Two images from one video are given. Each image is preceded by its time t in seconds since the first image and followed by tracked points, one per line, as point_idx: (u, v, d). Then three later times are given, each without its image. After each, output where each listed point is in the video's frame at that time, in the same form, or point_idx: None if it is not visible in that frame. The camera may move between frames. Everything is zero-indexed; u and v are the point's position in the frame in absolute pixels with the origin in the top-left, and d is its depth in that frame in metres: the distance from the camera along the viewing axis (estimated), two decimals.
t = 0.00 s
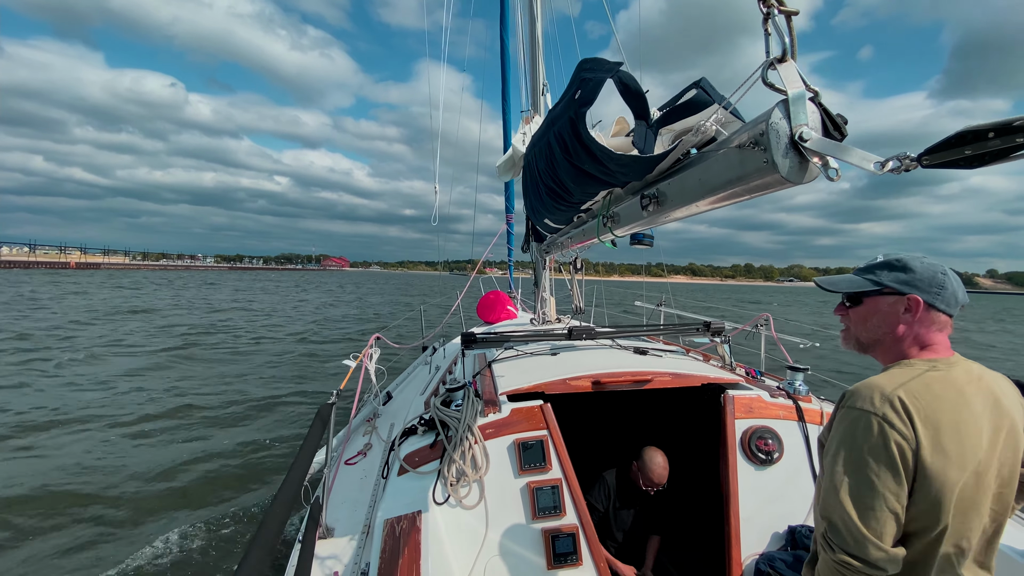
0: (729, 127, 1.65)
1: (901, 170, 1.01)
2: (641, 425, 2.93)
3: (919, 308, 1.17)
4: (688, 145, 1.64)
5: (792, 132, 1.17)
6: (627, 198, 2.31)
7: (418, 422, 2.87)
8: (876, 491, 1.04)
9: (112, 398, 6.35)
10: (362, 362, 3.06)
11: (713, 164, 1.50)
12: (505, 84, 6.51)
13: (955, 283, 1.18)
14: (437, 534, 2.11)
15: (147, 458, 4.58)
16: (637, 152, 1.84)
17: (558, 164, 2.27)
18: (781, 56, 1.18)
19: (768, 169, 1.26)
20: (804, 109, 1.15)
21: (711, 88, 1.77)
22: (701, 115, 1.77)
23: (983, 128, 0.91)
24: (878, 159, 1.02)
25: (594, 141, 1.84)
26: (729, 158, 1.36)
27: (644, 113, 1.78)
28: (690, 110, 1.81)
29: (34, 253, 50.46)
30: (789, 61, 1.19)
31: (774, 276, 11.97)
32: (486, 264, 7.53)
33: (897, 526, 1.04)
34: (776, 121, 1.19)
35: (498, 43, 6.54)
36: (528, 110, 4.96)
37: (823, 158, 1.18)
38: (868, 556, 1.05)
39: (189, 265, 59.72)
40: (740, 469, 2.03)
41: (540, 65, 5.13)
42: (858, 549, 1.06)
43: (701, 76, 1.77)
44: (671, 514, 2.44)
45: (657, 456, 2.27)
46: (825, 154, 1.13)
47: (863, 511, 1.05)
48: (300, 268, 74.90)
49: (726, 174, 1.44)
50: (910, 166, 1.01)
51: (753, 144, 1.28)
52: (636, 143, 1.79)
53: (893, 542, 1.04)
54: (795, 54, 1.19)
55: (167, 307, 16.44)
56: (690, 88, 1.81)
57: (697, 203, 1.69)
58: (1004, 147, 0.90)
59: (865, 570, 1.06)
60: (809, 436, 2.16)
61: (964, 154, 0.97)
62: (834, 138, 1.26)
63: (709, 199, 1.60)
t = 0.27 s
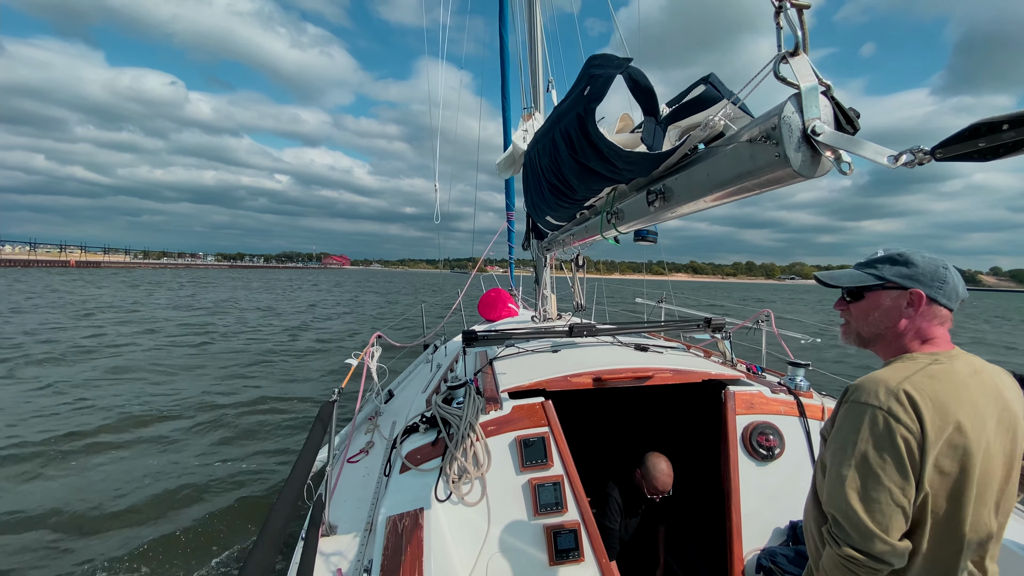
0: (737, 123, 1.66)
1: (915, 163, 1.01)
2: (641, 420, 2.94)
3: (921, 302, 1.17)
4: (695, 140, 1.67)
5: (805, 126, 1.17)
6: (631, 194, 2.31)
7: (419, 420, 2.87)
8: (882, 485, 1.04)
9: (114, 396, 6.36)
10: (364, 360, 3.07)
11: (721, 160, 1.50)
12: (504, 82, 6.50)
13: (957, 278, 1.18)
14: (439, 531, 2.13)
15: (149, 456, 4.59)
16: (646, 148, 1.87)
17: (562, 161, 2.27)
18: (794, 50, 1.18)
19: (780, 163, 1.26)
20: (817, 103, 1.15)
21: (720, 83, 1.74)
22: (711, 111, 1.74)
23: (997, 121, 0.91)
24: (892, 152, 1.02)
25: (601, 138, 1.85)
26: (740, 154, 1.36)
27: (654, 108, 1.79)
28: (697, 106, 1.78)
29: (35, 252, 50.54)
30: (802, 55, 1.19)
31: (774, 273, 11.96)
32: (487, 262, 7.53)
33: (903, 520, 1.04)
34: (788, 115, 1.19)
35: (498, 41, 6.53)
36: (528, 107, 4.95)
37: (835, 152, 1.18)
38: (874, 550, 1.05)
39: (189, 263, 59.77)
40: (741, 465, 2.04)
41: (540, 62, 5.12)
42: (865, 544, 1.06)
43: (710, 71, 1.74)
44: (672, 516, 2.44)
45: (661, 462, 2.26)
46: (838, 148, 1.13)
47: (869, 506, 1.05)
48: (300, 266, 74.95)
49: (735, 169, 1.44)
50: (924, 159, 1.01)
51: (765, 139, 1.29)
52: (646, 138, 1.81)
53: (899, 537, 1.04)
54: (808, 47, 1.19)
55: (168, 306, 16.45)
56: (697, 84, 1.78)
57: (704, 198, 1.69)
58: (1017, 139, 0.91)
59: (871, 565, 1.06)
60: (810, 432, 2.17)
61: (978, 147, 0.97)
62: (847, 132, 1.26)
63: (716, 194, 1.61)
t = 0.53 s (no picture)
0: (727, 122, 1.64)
1: (898, 161, 1.01)
2: (642, 417, 2.95)
3: (936, 298, 1.18)
4: (686, 140, 1.66)
5: (789, 125, 1.16)
6: (626, 193, 2.31)
7: (422, 418, 2.88)
8: (897, 480, 1.04)
9: (115, 394, 6.38)
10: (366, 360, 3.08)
11: (710, 159, 1.50)
12: (503, 80, 6.50)
13: (971, 274, 1.19)
14: (441, 529, 2.14)
15: (151, 453, 4.61)
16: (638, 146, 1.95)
17: (557, 161, 2.27)
18: (777, 49, 1.17)
19: (766, 162, 1.26)
20: (801, 102, 1.14)
21: (710, 82, 1.77)
22: (700, 110, 1.76)
23: (979, 119, 0.91)
24: (875, 151, 1.02)
25: (593, 138, 1.85)
26: (726, 153, 1.37)
27: (643, 108, 1.85)
28: (689, 105, 1.80)
29: (37, 250, 50.70)
30: (786, 53, 1.18)
31: (776, 271, 11.96)
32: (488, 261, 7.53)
33: (916, 515, 1.04)
34: (773, 115, 1.19)
35: (497, 39, 6.52)
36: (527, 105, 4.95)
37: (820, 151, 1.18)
38: (886, 544, 1.05)
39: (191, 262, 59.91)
40: (743, 462, 2.05)
41: (539, 61, 5.12)
42: (877, 537, 1.06)
43: (700, 71, 1.76)
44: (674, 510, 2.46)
45: (666, 464, 2.24)
46: (822, 147, 1.13)
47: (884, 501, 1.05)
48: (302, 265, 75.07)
49: (722, 168, 1.44)
50: (907, 157, 1.01)
51: (750, 138, 1.29)
52: (636, 138, 1.89)
53: (912, 531, 1.05)
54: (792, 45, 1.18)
55: (170, 304, 16.49)
56: (689, 82, 1.82)
57: (695, 197, 1.69)
58: (1001, 137, 0.90)
59: (883, 559, 1.07)
60: (811, 429, 2.17)
61: (960, 145, 0.97)
62: (832, 130, 1.26)
63: (706, 193, 1.61)
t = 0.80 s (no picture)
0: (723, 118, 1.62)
1: (891, 158, 1.01)
2: (645, 415, 2.95)
3: (951, 296, 1.18)
4: (681, 138, 1.65)
5: (782, 123, 1.16)
6: (625, 191, 2.31)
7: (424, 418, 2.88)
8: (924, 474, 1.04)
9: (118, 392, 6.41)
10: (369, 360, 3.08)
11: (705, 157, 1.49)
12: (503, 78, 6.48)
13: (985, 274, 1.19)
14: (445, 528, 2.15)
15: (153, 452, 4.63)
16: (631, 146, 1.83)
17: (554, 160, 2.27)
18: (769, 46, 1.17)
19: (759, 160, 1.25)
20: (794, 99, 1.13)
21: (704, 78, 1.74)
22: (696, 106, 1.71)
23: (972, 116, 0.90)
24: (867, 148, 1.01)
25: (588, 136, 1.84)
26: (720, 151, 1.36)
27: (636, 106, 1.78)
28: (683, 101, 1.76)
29: (39, 249, 50.75)
30: (778, 50, 1.17)
31: (778, 270, 11.94)
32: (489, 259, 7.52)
33: (942, 510, 1.04)
34: (765, 112, 1.18)
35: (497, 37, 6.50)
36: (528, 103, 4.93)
37: (812, 149, 1.17)
38: (909, 538, 1.05)
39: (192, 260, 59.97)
40: (746, 460, 2.05)
41: (539, 59, 5.11)
42: (901, 532, 1.06)
43: (692, 67, 1.73)
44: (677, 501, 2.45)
45: (666, 455, 2.27)
46: (815, 144, 1.12)
47: (910, 496, 1.04)
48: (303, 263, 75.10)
49: (717, 166, 1.44)
50: (901, 154, 1.00)
51: (743, 136, 1.28)
52: (629, 136, 1.78)
53: (937, 526, 1.04)
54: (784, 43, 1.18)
55: (172, 303, 16.56)
56: (682, 78, 1.77)
57: (693, 195, 1.68)
58: (993, 134, 0.89)
59: (905, 553, 1.06)
60: (815, 426, 2.17)
61: (954, 141, 0.96)
62: (825, 127, 1.26)
63: (703, 191, 1.60)
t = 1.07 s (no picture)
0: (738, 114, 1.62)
1: (916, 152, 1.00)
2: (648, 412, 2.96)
3: (956, 292, 1.18)
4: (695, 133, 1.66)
5: (803, 117, 1.16)
6: (633, 188, 2.31)
7: (428, 416, 2.88)
8: (931, 472, 1.03)
9: (119, 390, 6.41)
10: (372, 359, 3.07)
11: (721, 152, 1.50)
12: (505, 76, 6.47)
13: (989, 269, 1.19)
14: (448, 526, 2.15)
15: (156, 450, 4.63)
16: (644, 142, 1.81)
17: (563, 157, 2.26)
18: (790, 40, 1.17)
19: (780, 155, 1.25)
20: (816, 93, 1.13)
21: (719, 75, 1.73)
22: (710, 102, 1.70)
23: (1000, 108, 0.91)
24: (892, 141, 1.01)
25: (601, 132, 1.83)
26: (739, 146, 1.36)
27: (652, 102, 1.75)
28: (697, 98, 1.74)
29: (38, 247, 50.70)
30: (799, 44, 1.18)
31: (779, 269, 11.94)
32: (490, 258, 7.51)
33: (948, 507, 1.04)
34: (787, 106, 1.18)
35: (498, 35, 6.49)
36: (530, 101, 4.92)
37: (835, 143, 1.17)
38: (915, 537, 1.05)
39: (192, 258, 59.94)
40: (750, 458, 2.05)
41: (542, 57, 5.10)
42: (907, 530, 1.06)
43: (709, 63, 1.71)
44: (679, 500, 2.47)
45: (661, 445, 2.26)
46: (837, 139, 1.12)
47: (917, 494, 1.04)
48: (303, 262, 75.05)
49: (735, 161, 1.43)
50: (925, 148, 1.00)
51: (763, 131, 1.27)
52: (644, 132, 1.75)
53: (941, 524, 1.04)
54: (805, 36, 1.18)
55: (173, 301, 16.56)
56: (698, 76, 1.77)
57: (706, 191, 1.68)
58: None
59: (909, 551, 1.07)
60: (820, 424, 2.17)
61: (980, 135, 0.96)
62: (846, 122, 1.26)
63: (717, 186, 1.60)
